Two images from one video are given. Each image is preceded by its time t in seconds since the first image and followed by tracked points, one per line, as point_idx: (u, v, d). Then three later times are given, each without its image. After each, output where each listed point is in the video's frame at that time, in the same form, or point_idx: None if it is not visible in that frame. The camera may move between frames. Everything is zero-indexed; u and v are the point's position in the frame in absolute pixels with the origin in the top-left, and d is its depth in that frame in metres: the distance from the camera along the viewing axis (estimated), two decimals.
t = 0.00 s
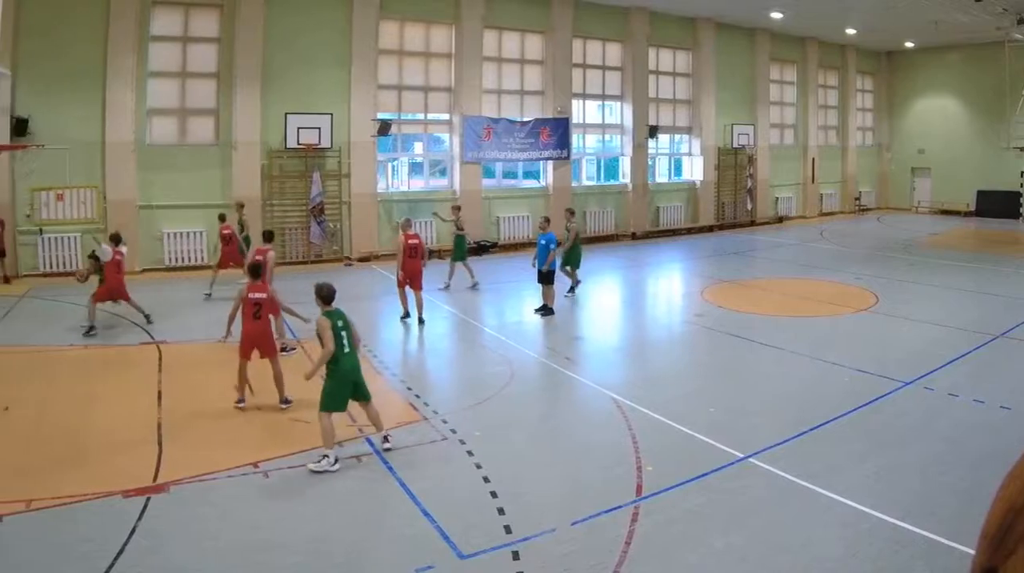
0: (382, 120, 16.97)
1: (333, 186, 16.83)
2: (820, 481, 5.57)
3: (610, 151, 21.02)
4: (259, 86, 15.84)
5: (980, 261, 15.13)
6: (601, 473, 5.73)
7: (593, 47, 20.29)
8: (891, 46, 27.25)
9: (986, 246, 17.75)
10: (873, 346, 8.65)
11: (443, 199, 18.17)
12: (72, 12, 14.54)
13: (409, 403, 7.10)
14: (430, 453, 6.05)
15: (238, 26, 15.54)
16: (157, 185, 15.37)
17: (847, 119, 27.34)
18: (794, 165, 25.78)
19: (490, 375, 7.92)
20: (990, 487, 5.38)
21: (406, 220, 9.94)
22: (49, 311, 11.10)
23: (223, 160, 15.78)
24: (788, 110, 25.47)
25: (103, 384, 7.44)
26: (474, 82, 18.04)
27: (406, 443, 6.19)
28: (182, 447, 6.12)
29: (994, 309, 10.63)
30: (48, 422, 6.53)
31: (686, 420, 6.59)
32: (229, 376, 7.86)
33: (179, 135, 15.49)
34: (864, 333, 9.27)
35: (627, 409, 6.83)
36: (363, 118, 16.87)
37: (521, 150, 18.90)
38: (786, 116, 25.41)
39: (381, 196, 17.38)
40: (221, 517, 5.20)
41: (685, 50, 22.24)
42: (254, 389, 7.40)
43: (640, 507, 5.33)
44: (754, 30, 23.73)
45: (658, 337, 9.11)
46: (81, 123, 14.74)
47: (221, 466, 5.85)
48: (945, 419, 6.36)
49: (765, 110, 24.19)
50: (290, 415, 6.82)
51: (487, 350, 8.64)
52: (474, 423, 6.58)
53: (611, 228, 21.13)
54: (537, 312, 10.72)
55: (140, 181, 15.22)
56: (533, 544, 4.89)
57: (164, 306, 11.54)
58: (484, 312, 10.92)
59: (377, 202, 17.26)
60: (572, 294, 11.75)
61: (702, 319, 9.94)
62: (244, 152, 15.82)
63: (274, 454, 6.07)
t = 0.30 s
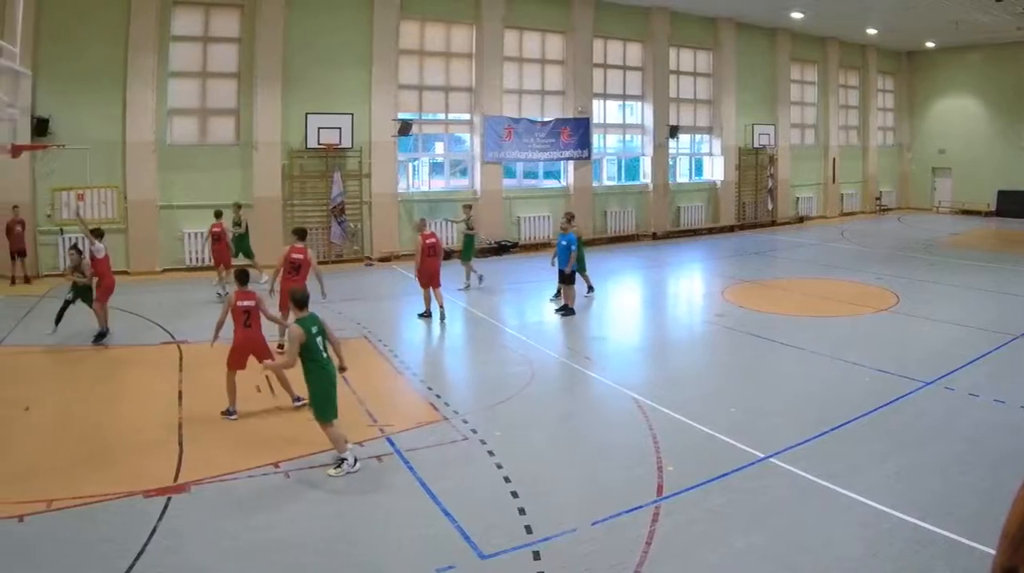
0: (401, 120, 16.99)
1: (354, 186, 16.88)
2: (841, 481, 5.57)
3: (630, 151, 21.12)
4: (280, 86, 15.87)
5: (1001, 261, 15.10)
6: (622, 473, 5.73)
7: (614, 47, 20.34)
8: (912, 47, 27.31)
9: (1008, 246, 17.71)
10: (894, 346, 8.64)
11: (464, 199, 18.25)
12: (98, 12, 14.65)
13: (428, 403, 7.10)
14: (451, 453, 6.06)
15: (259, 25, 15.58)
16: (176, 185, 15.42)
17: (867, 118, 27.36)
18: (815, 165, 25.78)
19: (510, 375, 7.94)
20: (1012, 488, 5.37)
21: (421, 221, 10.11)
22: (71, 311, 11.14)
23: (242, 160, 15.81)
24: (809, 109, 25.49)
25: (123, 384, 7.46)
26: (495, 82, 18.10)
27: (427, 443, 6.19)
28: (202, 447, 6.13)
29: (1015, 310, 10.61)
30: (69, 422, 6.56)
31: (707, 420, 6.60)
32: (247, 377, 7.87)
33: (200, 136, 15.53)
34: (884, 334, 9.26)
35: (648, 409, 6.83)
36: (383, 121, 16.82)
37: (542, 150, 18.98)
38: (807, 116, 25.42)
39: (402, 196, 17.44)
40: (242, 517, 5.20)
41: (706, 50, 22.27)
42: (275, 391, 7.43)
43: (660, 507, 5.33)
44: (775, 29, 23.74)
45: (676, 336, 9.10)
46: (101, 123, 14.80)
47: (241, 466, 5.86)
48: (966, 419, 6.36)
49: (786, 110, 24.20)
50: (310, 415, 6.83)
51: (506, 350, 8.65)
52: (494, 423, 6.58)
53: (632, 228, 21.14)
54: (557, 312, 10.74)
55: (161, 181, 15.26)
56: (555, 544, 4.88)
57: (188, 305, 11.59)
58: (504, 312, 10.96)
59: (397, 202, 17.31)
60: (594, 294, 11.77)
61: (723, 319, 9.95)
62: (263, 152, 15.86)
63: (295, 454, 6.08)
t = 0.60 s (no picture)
0: (421, 120, 17.09)
1: (374, 186, 16.93)
2: (861, 481, 5.58)
3: (650, 151, 21.05)
4: (300, 86, 16.01)
5: None
6: (642, 473, 5.73)
7: (633, 47, 20.39)
8: (932, 46, 27.33)
9: None
10: (914, 346, 8.64)
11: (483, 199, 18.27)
12: (117, 12, 14.87)
13: (446, 403, 7.10)
14: (471, 453, 6.06)
15: (277, 25, 15.70)
16: (196, 183, 15.57)
17: (887, 118, 27.36)
18: (835, 165, 25.75)
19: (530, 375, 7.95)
20: None
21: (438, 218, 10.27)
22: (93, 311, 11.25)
23: (263, 161, 15.98)
24: (829, 109, 25.51)
25: (143, 384, 7.49)
26: (514, 81, 18.15)
27: (447, 443, 6.19)
28: (222, 447, 6.14)
29: None
30: (88, 422, 6.59)
31: (727, 420, 6.60)
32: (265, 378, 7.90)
33: (220, 135, 15.73)
34: (903, 335, 9.26)
35: (668, 409, 6.83)
36: (402, 118, 16.95)
37: (561, 150, 18.97)
38: (827, 116, 25.44)
39: (421, 196, 17.46)
40: (261, 517, 5.19)
41: (725, 50, 22.28)
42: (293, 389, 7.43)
43: (680, 507, 5.33)
44: (795, 29, 23.76)
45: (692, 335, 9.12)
46: (120, 123, 14.99)
47: (261, 466, 5.86)
48: (986, 420, 6.37)
49: (806, 110, 24.20)
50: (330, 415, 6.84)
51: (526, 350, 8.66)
52: (513, 423, 6.58)
53: (652, 228, 21.15)
54: (578, 312, 10.76)
55: (182, 181, 15.43)
56: (574, 544, 4.88)
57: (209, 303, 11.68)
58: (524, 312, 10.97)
59: (417, 202, 17.34)
60: (613, 295, 11.80)
61: (743, 319, 9.96)
62: (283, 153, 15.99)
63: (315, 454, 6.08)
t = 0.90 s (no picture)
0: (442, 120, 17.06)
1: (395, 186, 16.97)
2: (882, 480, 5.58)
3: (671, 151, 21.12)
4: (320, 87, 16.05)
5: None
6: (662, 473, 5.73)
7: (654, 47, 20.43)
8: (952, 47, 27.35)
9: None
10: (935, 346, 8.63)
11: (503, 199, 18.36)
12: (137, 11, 15.03)
13: (467, 402, 7.11)
14: (491, 453, 6.06)
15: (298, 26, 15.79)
16: (218, 183, 15.69)
17: (908, 118, 27.36)
18: (856, 165, 25.76)
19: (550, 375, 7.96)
20: None
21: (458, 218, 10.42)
22: (118, 311, 11.36)
23: (283, 161, 16.05)
24: (849, 109, 25.51)
25: (163, 385, 7.52)
26: (535, 80, 18.18)
27: (468, 443, 6.19)
28: (241, 447, 6.14)
29: None
30: (109, 422, 6.61)
31: (748, 420, 6.61)
32: (280, 377, 7.91)
33: (240, 135, 15.85)
34: (922, 335, 9.26)
35: (689, 409, 6.84)
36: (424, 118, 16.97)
37: (582, 150, 19.04)
38: (847, 116, 25.44)
39: (442, 196, 17.51)
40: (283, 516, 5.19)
41: (746, 50, 22.27)
42: (314, 389, 7.45)
43: (701, 507, 5.33)
44: (815, 29, 23.78)
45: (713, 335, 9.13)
46: (141, 123, 15.14)
47: (281, 466, 5.86)
48: (1007, 419, 6.36)
49: (827, 110, 24.19)
50: (350, 415, 6.86)
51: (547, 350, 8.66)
52: (533, 423, 6.59)
53: (672, 228, 21.15)
54: (601, 312, 10.77)
55: (202, 180, 15.56)
56: (595, 545, 4.87)
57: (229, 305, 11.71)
58: (545, 312, 10.99)
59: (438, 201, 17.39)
60: (634, 295, 11.82)
61: (764, 319, 9.97)
62: (303, 153, 16.04)
63: (335, 454, 6.08)
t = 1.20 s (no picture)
0: (462, 120, 17.30)
1: (414, 186, 17.11)
2: (901, 479, 5.59)
3: (691, 151, 21.15)
4: (340, 88, 16.15)
5: None
6: (683, 473, 5.74)
7: (674, 47, 20.49)
8: (972, 47, 27.37)
9: None
10: (954, 347, 8.64)
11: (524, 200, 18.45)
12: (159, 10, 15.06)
13: (488, 403, 7.13)
14: (512, 452, 6.08)
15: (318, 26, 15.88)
16: (238, 184, 15.78)
17: (927, 118, 27.39)
18: (875, 165, 25.78)
19: (570, 375, 8.00)
20: None
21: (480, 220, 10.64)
22: (141, 311, 11.46)
23: (303, 160, 16.17)
24: (869, 109, 25.51)
25: (181, 386, 7.56)
26: (555, 81, 18.32)
27: (488, 443, 6.21)
28: (260, 448, 6.15)
29: None
30: (129, 423, 6.64)
31: (768, 420, 6.63)
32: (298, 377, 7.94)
33: (260, 135, 15.93)
34: (940, 335, 9.28)
35: (710, 409, 6.86)
36: (443, 117, 17.12)
37: (601, 150, 19.14)
38: (867, 116, 25.45)
39: (462, 196, 17.63)
40: (305, 515, 5.20)
41: (765, 50, 22.28)
42: (334, 389, 7.49)
43: (721, 507, 5.32)
44: (835, 29, 23.80)
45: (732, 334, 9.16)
46: (161, 124, 15.20)
47: (301, 466, 5.87)
48: None
49: (847, 110, 24.22)
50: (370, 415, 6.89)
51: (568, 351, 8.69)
52: (554, 423, 6.61)
53: (691, 228, 21.17)
54: (621, 311, 10.81)
55: (221, 180, 15.61)
56: (616, 544, 4.86)
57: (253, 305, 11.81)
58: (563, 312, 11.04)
59: (457, 202, 17.49)
60: (653, 294, 11.87)
61: (784, 320, 10.01)
62: (322, 154, 16.12)
63: (355, 454, 6.09)
